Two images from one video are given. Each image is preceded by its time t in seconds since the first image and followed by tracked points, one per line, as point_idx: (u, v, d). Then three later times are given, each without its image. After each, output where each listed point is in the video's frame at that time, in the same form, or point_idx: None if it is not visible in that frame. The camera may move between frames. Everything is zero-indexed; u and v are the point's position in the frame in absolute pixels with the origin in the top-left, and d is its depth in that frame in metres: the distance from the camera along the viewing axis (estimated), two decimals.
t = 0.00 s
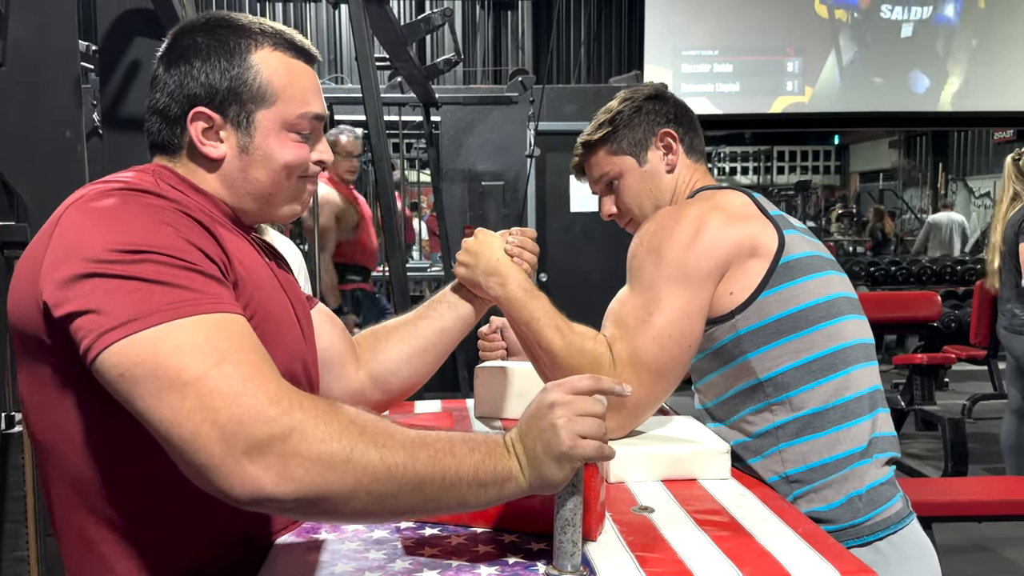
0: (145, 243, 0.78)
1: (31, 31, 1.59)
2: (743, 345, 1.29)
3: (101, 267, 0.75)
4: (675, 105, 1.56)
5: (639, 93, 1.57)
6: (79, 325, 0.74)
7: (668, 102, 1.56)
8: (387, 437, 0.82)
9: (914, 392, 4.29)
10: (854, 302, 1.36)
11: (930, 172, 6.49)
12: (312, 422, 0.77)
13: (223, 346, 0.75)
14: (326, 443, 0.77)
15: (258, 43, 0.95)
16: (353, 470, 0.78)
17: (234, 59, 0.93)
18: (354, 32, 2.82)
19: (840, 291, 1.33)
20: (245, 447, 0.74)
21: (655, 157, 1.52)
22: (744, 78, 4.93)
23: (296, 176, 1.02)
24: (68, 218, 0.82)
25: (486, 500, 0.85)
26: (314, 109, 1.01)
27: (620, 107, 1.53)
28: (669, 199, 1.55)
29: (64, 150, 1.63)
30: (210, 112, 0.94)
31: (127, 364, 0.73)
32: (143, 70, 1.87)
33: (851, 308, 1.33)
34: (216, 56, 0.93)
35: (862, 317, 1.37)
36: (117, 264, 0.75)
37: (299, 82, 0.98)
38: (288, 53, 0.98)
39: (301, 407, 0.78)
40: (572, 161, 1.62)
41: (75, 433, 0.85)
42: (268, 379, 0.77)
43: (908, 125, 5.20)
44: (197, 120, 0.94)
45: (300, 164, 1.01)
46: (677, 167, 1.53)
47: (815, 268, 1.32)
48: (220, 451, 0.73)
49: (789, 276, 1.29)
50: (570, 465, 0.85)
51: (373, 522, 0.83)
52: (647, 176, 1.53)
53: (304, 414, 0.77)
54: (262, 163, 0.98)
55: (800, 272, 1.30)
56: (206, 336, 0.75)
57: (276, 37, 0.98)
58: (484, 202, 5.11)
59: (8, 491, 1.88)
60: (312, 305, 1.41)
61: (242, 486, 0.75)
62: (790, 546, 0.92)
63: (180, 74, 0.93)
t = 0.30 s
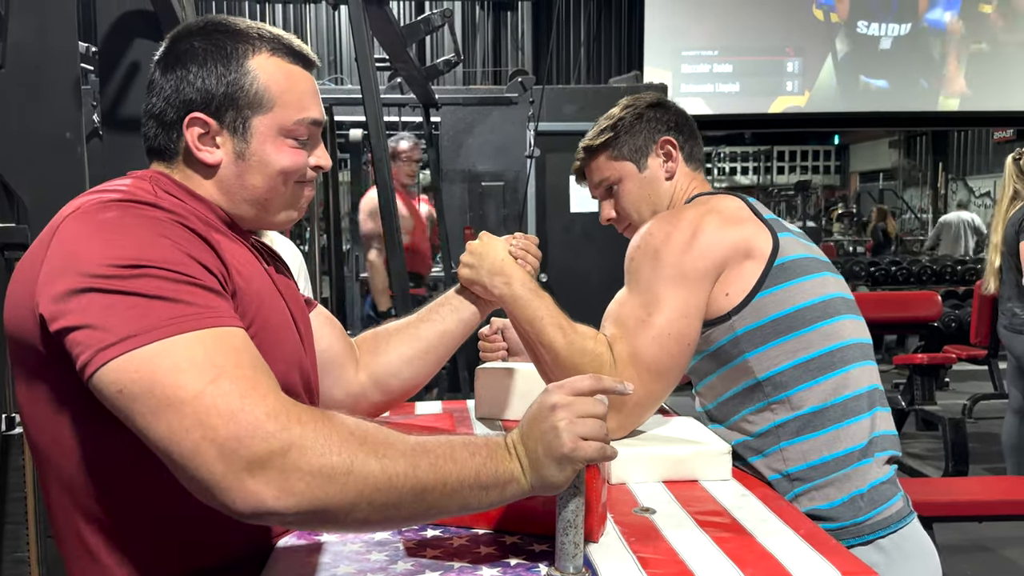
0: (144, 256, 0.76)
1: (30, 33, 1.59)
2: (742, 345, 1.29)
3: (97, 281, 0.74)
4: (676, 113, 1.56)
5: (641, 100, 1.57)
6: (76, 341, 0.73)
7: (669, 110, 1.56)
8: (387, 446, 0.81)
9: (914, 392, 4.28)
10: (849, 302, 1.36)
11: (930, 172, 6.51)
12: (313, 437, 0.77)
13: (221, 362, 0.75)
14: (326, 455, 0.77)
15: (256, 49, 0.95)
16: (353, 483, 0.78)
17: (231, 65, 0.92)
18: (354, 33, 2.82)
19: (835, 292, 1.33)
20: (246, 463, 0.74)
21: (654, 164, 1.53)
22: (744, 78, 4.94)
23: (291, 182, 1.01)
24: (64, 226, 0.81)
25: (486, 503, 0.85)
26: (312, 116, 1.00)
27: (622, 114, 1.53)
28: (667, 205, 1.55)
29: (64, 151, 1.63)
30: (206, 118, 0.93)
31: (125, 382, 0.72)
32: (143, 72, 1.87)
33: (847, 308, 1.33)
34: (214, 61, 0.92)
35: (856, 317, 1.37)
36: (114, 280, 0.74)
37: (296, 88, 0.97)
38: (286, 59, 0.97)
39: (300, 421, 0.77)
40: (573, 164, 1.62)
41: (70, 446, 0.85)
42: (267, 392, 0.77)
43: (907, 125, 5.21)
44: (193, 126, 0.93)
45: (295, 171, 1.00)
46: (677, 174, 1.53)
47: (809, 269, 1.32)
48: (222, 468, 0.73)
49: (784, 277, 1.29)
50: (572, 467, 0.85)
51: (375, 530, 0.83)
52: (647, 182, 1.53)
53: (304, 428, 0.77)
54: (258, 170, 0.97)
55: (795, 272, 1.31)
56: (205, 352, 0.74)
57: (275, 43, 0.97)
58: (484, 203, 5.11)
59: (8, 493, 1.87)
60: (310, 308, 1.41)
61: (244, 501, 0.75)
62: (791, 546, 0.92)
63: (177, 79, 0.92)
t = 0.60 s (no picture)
0: (179, 226, 0.76)
1: (31, 36, 1.58)
2: (744, 348, 1.29)
3: (135, 249, 0.74)
4: (671, 129, 1.56)
5: (635, 116, 1.57)
6: (107, 300, 0.73)
7: (663, 126, 1.56)
8: (401, 426, 0.80)
9: (915, 392, 4.29)
10: (848, 300, 1.36)
11: (930, 172, 6.55)
12: (329, 408, 0.76)
13: (248, 329, 0.74)
14: (338, 428, 0.75)
15: (300, 51, 0.91)
16: (363, 457, 0.76)
17: (276, 61, 0.89)
18: (354, 33, 2.82)
19: (834, 291, 1.33)
20: (260, 427, 0.72)
21: (649, 178, 1.52)
22: (744, 78, 4.97)
23: (323, 181, 0.96)
24: (104, 197, 0.81)
25: (493, 498, 0.84)
26: (348, 121, 0.96)
27: (616, 130, 1.54)
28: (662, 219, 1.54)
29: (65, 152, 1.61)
30: (247, 111, 0.89)
31: (152, 341, 0.71)
32: (144, 74, 1.86)
33: (846, 306, 1.33)
34: (257, 57, 0.89)
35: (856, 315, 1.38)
36: (152, 247, 0.74)
37: (336, 94, 0.93)
38: (329, 64, 0.93)
39: (317, 393, 0.76)
40: (569, 179, 1.62)
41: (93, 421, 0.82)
42: (289, 364, 0.76)
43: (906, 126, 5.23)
44: (232, 119, 0.89)
45: (327, 171, 0.96)
46: (671, 189, 1.53)
47: (807, 269, 1.32)
48: (236, 429, 0.72)
49: (783, 278, 1.29)
50: (579, 467, 0.84)
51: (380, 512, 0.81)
52: (641, 197, 1.53)
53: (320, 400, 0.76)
54: (292, 165, 0.93)
55: (794, 272, 1.31)
56: (233, 319, 0.73)
57: (318, 49, 0.94)
58: (485, 203, 5.19)
59: (9, 494, 1.86)
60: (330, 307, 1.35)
61: (254, 465, 0.73)
62: (796, 547, 0.92)
63: (220, 72, 0.88)
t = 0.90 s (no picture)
0: (210, 192, 0.82)
1: (33, 36, 1.57)
2: (764, 359, 1.28)
3: (170, 209, 0.80)
4: (676, 142, 1.57)
5: (640, 131, 1.57)
6: (139, 258, 0.79)
7: (669, 139, 1.57)
8: (394, 389, 0.81)
9: (916, 392, 4.29)
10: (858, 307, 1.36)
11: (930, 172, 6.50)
12: (325, 363, 0.77)
13: (256, 288, 0.77)
14: (334, 386, 0.77)
15: (357, 55, 1.00)
16: (354, 416, 0.77)
17: (332, 61, 0.97)
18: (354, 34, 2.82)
19: (847, 300, 1.34)
20: (260, 377, 0.75)
21: (659, 193, 1.53)
22: (744, 78, 4.97)
23: (361, 173, 1.04)
24: (144, 169, 0.88)
25: (479, 473, 0.84)
26: (390, 123, 1.04)
27: (625, 146, 1.53)
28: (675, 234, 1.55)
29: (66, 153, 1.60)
30: (302, 100, 0.97)
31: (171, 294, 0.76)
32: (144, 74, 1.87)
33: (858, 315, 1.33)
34: (317, 56, 0.97)
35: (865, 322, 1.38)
36: (183, 208, 0.80)
37: (383, 96, 1.01)
38: (381, 70, 1.02)
39: (317, 348, 0.78)
40: (579, 196, 1.62)
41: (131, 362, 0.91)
42: (297, 323, 0.79)
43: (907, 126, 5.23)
44: (287, 106, 0.98)
45: (368, 164, 1.03)
46: (680, 202, 1.54)
47: (821, 280, 1.32)
48: (235, 377, 0.75)
49: (799, 291, 1.29)
50: (571, 468, 0.83)
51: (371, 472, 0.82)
52: (652, 212, 1.54)
53: (319, 355, 0.77)
54: (336, 156, 1.01)
55: (809, 284, 1.30)
56: (245, 278, 0.77)
57: (373, 55, 1.03)
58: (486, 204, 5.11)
59: (10, 495, 1.86)
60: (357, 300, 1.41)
61: (254, 412, 0.76)
62: (801, 548, 0.92)
63: (286, 64, 0.98)
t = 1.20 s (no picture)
0: (198, 214, 0.81)
1: (32, 35, 1.53)
2: (769, 361, 1.28)
3: (157, 232, 0.79)
4: (674, 157, 1.56)
5: (638, 149, 1.57)
6: (130, 284, 0.78)
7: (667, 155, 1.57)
8: (400, 413, 0.81)
9: (918, 393, 4.28)
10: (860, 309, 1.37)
11: (932, 174, 6.55)
12: (328, 390, 0.77)
13: (254, 313, 0.77)
14: (338, 411, 0.76)
15: (341, 55, 0.99)
16: (361, 439, 0.77)
17: (316, 63, 0.97)
18: (355, 34, 2.81)
19: (849, 301, 1.34)
20: (263, 406, 0.74)
21: (658, 208, 1.53)
22: (745, 78, 4.97)
23: (351, 177, 1.04)
24: (131, 188, 0.86)
25: (490, 491, 0.83)
26: (378, 123, 1.04)
27: (623, 163, 1.54)
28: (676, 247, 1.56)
29: (65, 155, 1.56)
30: (286, 105, 0.97)
31: (167, 320, 0.75)
32: (145, 75, 1.86)
33: (861, 316, 1.34)
34: (300, 58, 0.97)
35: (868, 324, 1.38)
36: (171, 232, 0.79)
37: (369, 95, 1.01)
38: (366, 70, 1.02)
39: (320, 375, 0.78)
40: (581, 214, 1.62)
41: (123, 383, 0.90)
42: (295, 346, 0.78)
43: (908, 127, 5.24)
44: (272, 112, 0.97)
45: (356, 168, 1.03)
46: (680, 215, 1.54)
47: (822, 282, 1.33)
48: (240, 408, 0.74)
49: (801, 291, 1.30)
50: (580, 471, 0.82)
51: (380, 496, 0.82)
52: (653, 226, 1.54)
53: (321, 382, 0.77)
54: (324, 162, 1.01)
55: (811, 285, 1.31)
56: (240, 303, 0.77)
57: (357, 55, 1.02)
58: (486, 205, 5.09)
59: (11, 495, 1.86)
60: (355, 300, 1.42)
61: (257, 443, 0.75)
62: (803, 549, 0.91)
63: (266, 68, 0.97)
